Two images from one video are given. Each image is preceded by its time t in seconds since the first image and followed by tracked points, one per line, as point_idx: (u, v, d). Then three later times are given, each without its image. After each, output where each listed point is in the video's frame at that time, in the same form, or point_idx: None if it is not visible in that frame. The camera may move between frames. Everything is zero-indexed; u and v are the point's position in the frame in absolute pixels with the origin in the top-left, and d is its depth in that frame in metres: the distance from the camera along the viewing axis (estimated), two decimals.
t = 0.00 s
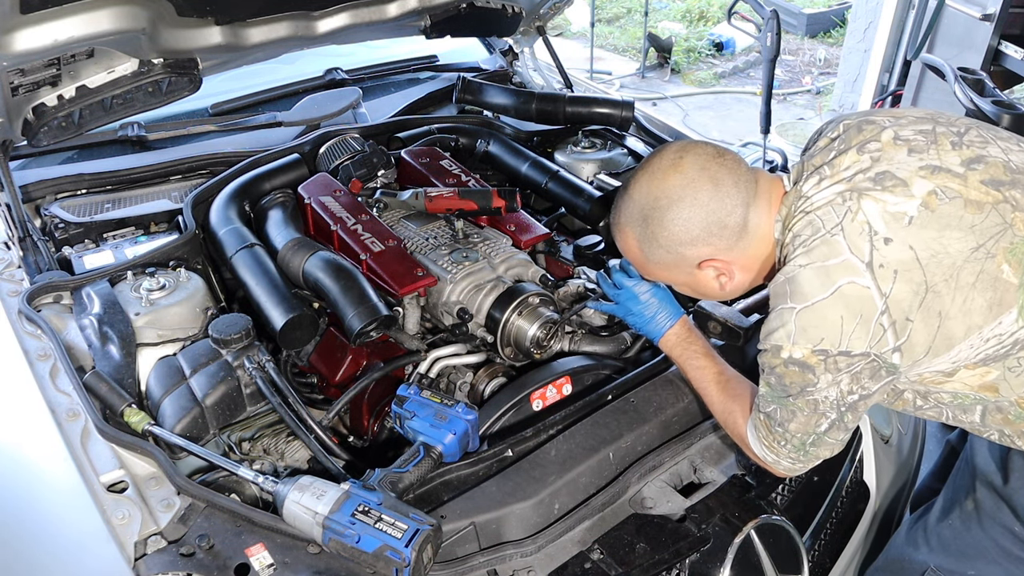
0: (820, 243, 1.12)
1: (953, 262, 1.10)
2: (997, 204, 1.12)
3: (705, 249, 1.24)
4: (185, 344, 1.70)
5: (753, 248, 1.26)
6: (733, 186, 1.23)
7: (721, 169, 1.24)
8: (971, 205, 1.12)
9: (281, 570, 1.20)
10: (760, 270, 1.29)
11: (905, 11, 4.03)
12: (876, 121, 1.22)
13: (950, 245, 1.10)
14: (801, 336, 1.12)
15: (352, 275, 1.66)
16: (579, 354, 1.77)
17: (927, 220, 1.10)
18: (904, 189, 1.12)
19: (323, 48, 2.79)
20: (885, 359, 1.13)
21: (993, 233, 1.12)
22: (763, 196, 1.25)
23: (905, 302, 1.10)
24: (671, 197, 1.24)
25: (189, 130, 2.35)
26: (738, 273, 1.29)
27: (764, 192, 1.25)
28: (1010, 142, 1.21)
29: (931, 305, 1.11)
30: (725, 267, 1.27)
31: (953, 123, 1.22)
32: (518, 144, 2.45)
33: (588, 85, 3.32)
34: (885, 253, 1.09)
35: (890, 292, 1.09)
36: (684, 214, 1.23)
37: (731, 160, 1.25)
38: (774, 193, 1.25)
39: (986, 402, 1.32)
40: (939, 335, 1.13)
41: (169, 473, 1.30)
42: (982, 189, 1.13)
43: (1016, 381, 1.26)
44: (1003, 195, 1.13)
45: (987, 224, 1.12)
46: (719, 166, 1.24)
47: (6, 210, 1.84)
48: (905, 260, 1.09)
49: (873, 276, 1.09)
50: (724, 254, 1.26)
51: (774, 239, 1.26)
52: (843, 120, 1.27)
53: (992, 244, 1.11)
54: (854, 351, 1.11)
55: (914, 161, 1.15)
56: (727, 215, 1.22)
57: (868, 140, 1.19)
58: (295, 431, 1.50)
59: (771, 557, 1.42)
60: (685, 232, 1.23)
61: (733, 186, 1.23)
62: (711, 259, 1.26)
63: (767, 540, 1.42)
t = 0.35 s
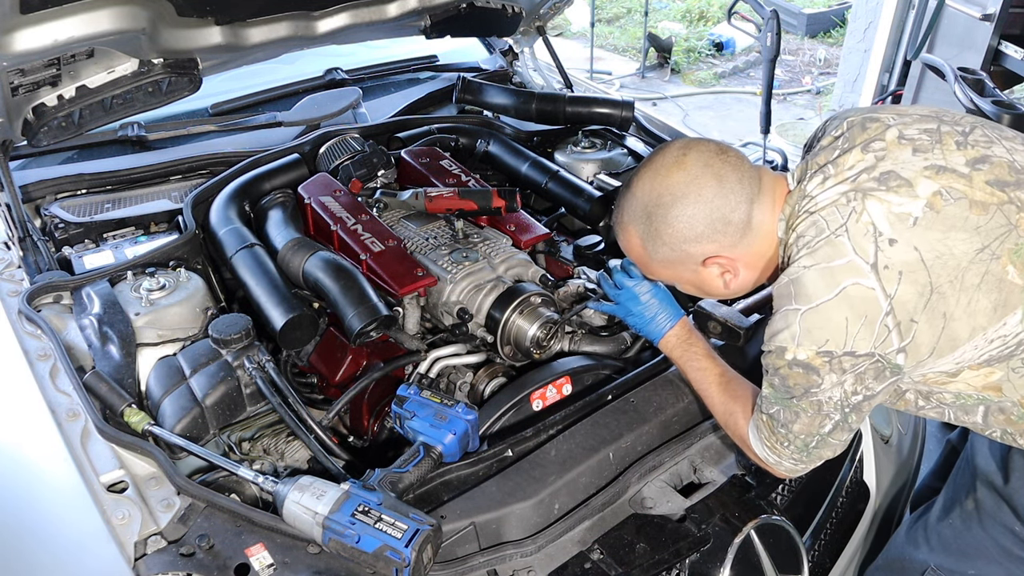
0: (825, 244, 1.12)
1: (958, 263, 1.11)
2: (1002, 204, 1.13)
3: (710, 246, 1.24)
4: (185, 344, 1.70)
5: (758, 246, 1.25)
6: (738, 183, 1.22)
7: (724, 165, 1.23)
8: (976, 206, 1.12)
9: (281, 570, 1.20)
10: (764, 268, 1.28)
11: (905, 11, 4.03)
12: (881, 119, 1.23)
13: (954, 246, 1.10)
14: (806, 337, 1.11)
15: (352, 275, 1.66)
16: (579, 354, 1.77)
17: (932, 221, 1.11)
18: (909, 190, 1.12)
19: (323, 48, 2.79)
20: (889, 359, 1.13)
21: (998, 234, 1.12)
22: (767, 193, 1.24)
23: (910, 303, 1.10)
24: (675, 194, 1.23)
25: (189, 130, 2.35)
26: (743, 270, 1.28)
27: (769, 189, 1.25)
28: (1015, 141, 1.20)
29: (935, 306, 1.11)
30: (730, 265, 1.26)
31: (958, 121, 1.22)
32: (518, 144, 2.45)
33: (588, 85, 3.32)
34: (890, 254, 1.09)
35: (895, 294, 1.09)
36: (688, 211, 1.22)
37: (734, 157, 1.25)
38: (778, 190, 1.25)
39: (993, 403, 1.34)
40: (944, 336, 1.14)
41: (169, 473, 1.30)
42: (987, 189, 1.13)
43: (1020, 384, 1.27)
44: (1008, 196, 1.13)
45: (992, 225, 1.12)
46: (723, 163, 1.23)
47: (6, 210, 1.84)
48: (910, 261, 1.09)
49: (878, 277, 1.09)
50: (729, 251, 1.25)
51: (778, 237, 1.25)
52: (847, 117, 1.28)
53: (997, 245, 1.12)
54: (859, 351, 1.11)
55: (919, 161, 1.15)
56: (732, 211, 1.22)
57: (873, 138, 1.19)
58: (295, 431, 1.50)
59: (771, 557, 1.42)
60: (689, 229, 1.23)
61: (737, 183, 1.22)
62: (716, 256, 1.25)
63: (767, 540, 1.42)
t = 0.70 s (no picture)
0: (831, 233, 1.12)
1: (966, 258, 1.10)
2: (1012, 199, 1.13)
3: (716, 229, 1.24)
4: (185, 344, 1.70)
5: (764, 232, 1.25)
6: (746, 166, 1.23)
7: (733, 149, 1.24)
8: (987, 201, 1.12)
9: (281, 570, 1.20)
10: (770, 256, 1.28)
11: (905, 11, 4.02)
12: (892, 111, 1.22)
13: (963, 240, 1.10)
14: (810, 327, 1.12)
15: (351, 275, 1.66)
16: (579, 354, 1.77)
17: (943, 213, 1.11)
18: (920, 182, 1.12)
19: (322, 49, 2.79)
20: (895, 352, 1.12)
21: (1009, 229, 1.12)
22: (775, 179, 1.25)
23: (917, 295, 1.09)
24: (683, 175, 1.24)
25: (189, 130, 2.35)
26: (748, 257, 1.27)
27: (776, 175, 1.25)
28: None
29: (942, 300, 1.10)
30: (735, 250, 1.26)
31: (970, 116, 1.22)
32: (518, 145, 2.45)
33: (588, 85, 3.32)
34: (898, 246, 1.09)
35: (903, 286, 1.09)
36: (695, 192, 1.22)
37: (744, 142, 1.25)
38: (786, 176, 1.25)
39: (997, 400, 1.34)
40: (951, 330, 1.13)
41: (169, 472, 1.30)
42: (998, 184, 1.13)
43: None
44: (1019, 191, 1.14)
45: (1003, 220, 1.12)
46: (732, 146, 1.24)
47: (6, 210, 1.84)
48: (918, 254, 1.09)
49: (886, 269, 1.09)
50: (734, 236, 1.25)
51: (785, 225, 1.25)
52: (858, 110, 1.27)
53: (1007, 241, 1.12)
54: (863, 342, 1.10)
55: (931, 153, 1.15)
56: (739, 194, 1.22)
57: (884, 130, 1.19)
58: (295, 431, 1.50)
59: (771, 558, 1.42)
60: (695, 210, 1.23)
61: (746, 166, 1.23)
62: (722, 240, 1.25)
63: (767, 540, 1.42)
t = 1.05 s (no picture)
0: (839, 187, 1.09)
1: (976, 218, 1.09)
2: None
3: (723, 168, 1.18)
4: (185, 344, 1.70)
5: (772, 181, 1.20)
6: (760, 110, 1.19)
7: (749, 92, 1.20)
8: (1000, 166, 1.11)
9: (281, 570, 1.20)
10: (776, 210, 1.22)
11: (905, 11, 4.01)
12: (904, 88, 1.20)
13: (975, 200, 1.09)
14: (822, 284, 1.05)
15: (351, 275, 1.66)
16: (578, 355, 1.77)
17: (954, 173, 1.09)
18: (932, 144, 1.10)
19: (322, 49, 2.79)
20: (909, 313, 1.07)
21: (1020, 195, 1.11)
22: (788, 128, 1.20)
23: (927, 250, 1.06)
24: (694, 111, 1.20)
25: (189, 130, 2.35)
26: (753, 207, 1.21)
27: (790, 126, 1.21)
28: None
29: (952, 257, 1.08)
30: (740, 195, 1.20)
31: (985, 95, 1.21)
32: (518, 145, 2.45)
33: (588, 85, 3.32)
34: (907, 200, 1.06)
35: (913, 240, 1.06)
36: (705, 127, 1.18)
37: (760, 89, 1.22)
38: (800, 130, 1.21)
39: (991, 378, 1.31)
40: (958, 292, 1.12)
41: (169, 473, 1.30)
42: (1011, 153, 1.13)
43: None
44: None
45: (1015, 184, 1.11)
46: (748, 90, 1.20)
47: (6, 210, 1.84)
48: (929, 209, 1.06)
49: (895, 222, 1.05)
50: (741, 180, 1.19)
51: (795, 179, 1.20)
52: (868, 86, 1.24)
53: (1019, 206, 1.11)
54: (877, 300, 1.04)
55: (943, 122, 1.13)
56: (749, 136, 1.18)
57: (897, 103, 1.16)
58: (294, 431, 1.50)
59: (771, 557, 1.41)
60: (704, 146, 1.18)
61: (759, 110, 1.19)
62: (728, 183, 1.19)
63: (767, 540, 1.41)
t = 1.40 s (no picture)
0: (853, 163, 1.10)
1: (987, 209, 1.09)
2: None
3: (737, 133, 1.19)
4: (185, 344, 1.70)
5: (785, 150, 1.21)
6: (779, 76, 1.19)
7: (769, 58, 1.20)
8: (1019, 155, 1.11)
9: (281, 570, 1.20)
10: (784, 178, 1.23)
11: (905, 11, 4.02)
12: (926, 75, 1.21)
13: (987, 191, 1.09)
14: (805, 240, 1.08)
15: (352, 275, 1.66)
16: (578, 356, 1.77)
17: (971, 160, 1.09)
18: (952, 129, 1.11)
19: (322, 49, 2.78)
20: (876, 288, 1.10)
21: None
22: (805, 98, 1.21)
23: (924, 235, 1.07)
24: (712, 71, 1.19)
25: (188, 130, 2.35)
26: (764, 175, 1.22)
27: (807, 96, 1.21)
28: None
29: (952, 248, 1.09)
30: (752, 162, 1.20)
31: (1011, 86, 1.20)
32: (518, 145, 2.45)
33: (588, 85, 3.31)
34: (919, 183, 1.07)
35: (913, 223, 1.07)
36: (723, 89, 1.18)
37: (780, 57, 1.22)
38: (816, 100, 1.21)
39: (985, 369, 1.29)
40: (953, 280, 1.12)
41: (169, 472, 1.30)
42: None
43: (1018, 346, 1.23)
44: None
45: None
46: (768, 56, 1.20)
47: (6, 209, 1.84)
48: (938, 195, 1.07)
49: (900, 203, 1.06)
50: (754, 146, 1.20)
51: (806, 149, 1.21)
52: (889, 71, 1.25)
53: None
54: (850, 271, 1.08)
55: (965, 108, 1.14)
56: (766, 102, 1.18)
57: (918, 88, 1.17)
58: (294, 431, 1.50)
59: (771, 557, 1.40)
60: (720, 109, 1.18)
61: (779, 77, 1.19)
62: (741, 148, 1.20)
63: (767, 540, 1.41)
